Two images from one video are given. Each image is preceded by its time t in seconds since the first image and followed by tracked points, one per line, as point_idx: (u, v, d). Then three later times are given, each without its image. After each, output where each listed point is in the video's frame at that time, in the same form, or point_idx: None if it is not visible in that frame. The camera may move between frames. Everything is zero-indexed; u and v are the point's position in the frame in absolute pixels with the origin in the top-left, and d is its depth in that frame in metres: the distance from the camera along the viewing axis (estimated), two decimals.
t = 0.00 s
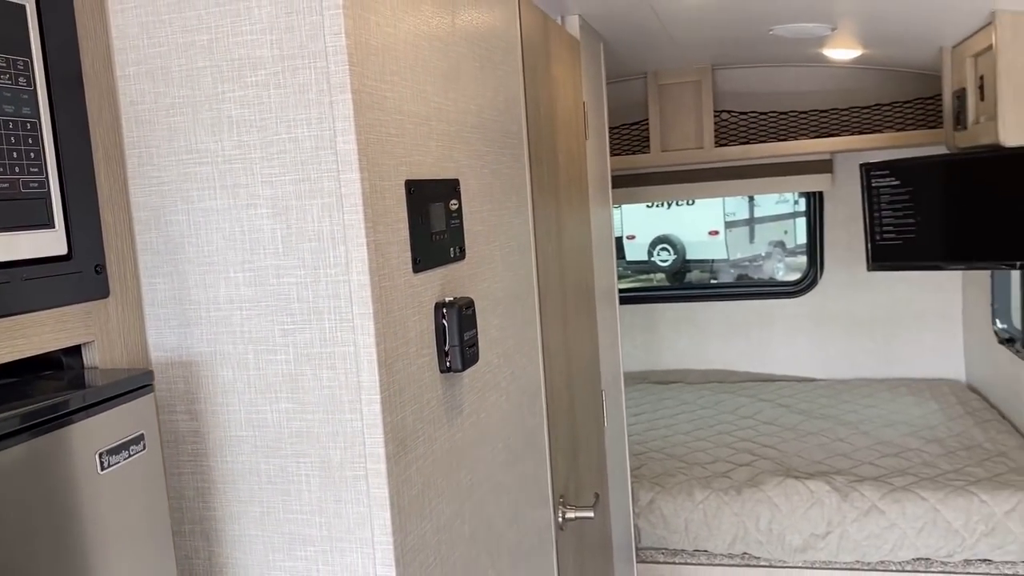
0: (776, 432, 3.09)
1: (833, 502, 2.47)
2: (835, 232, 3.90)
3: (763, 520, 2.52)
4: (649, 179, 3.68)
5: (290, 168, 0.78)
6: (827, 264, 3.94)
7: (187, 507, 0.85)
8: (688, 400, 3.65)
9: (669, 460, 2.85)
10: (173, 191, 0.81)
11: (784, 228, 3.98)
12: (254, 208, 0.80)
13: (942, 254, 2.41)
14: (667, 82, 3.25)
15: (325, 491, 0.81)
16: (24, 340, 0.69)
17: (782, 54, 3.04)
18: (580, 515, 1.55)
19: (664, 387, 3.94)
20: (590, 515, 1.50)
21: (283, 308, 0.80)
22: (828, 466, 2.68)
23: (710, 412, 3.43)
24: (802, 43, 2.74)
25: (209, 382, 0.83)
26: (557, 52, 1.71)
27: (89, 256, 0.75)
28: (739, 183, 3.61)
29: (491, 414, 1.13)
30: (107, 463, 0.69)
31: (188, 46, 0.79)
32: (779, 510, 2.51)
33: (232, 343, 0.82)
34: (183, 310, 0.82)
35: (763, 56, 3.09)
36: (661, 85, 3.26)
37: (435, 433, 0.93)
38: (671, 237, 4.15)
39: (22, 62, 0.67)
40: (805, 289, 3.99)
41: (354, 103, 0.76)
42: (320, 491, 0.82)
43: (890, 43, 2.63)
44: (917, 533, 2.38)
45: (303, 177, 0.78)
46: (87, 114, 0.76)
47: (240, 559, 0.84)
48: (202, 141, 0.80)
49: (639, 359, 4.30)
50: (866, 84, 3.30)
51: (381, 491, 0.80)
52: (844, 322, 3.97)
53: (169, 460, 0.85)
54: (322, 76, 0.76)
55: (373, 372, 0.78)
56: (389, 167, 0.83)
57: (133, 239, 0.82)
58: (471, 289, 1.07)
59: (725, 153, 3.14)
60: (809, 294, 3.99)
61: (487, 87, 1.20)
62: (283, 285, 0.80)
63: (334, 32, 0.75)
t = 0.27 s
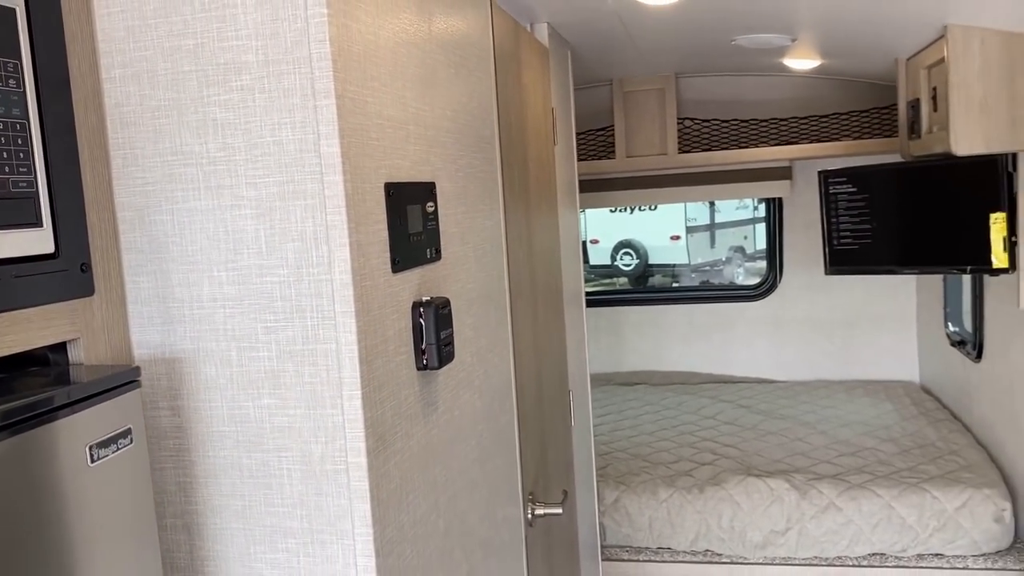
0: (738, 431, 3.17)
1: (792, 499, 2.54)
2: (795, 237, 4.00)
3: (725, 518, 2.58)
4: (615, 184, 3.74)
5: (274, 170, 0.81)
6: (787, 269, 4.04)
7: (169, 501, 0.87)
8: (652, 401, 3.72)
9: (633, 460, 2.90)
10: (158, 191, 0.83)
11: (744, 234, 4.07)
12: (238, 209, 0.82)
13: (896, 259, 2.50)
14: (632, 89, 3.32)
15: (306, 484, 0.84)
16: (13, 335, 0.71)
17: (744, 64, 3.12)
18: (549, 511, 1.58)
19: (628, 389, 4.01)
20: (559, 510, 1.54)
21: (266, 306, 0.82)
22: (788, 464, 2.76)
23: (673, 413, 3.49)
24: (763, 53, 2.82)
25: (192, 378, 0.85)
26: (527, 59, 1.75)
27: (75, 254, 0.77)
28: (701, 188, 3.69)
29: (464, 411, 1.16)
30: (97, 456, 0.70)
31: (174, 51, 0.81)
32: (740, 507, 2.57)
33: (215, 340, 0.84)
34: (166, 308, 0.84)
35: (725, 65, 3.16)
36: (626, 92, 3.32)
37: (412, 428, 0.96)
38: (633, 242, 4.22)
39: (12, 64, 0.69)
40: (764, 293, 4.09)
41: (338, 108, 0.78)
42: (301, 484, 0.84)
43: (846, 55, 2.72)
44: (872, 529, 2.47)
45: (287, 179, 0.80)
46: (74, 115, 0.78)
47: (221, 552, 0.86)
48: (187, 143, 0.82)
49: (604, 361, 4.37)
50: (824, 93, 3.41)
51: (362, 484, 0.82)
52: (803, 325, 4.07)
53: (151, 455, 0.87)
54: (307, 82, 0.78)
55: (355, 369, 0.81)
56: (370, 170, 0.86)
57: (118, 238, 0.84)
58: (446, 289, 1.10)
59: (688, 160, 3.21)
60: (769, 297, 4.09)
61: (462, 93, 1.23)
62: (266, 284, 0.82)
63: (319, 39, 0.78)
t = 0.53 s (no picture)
0: (707, 432, 3.24)
1: (759, 498, 2.61)
2: (762, 242, 4.09)
3: (695, 516, 2.64)
4: (587, 190, 3.80)
5: (270, 176, 0.84)
6: (755, 274, 4.13)
7: (164, 496, 0.90)
8: (623, 403, 3.78)
9: (605, 460, 2.96)
10: (156, 196, 0.86)
11: (712, 239, 4.16)
12: (235, 213, 0.85)
13: (859, 264, 2.59)
14: (604, 97, 3.40)
15: (299, 478, 0.87)
16: (22, 333, 0.74)
17: (713, 74, 3.20)
18: (526, 508, 1.62)
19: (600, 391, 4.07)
20: (536, 508, 1.58)
21: (261, 307, 0.86)
22: (755, 464, 2.83)
23: (644, 415, 3.56)
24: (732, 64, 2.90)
25: (188, 376, 0.88)
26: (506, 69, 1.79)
27: (77, 256, 0.80)
28: (672, 194, 3.76)
29: (447, 409, 1.20)
30: (102, 449, 0.74)
31: (173, 60, 0.84)
32: (710, 506, 2.63)
33: (211, 339, 0.87)
34: (164, 308, 0.87)
35: (696, 75, 3.24)
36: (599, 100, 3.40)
37: (399, 425, 0.99)
38: (604, 247, 4.30)
39: (19, 73, 0.71)
40: (732, 297, 4.18)
41: (333, 117, 0.82)
42: (294, 478, 0.87)
43: (812, 66, 2.80)
44: (836, 526, 2.54)
45: (283, 184, 0.84)
46: (76, 121, 0.80)
47: (215, 544, 0.89)
48: (186, 149, 0.85)
49: (576, 364, 4.42)
50: (792, 104, 3.50)
51: (353, 478, 0.86)
52: (770, 328, 4.16)
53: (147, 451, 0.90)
54: (303, 92, 0.82)
55: (348, 367, 0.84)
56: (361, 177, 0.90)
57: (116, 241, 0.87)
58: (430, 292, 1.14)
59: (659, 167, 3.28)
60: (737, 302, 4.18)
61: (445, 102, 1.27)
62: (262, 285, 0.85)
63: (315, 52, 0.81)
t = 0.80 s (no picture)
0: (678, 431, 3.31)
1: (729, 494, 2.68)
2: (732, 246, 4.19)
3: (667, 512, 2.71)
4: (562, 193, 3.86)
5: (271, 181, 0.88)
6: (724, 276, 4.22)
7: (165, 488, 0.93)
8: (597, 403, 3.84)
9: (580, 458, 3.01)
10: (160, 199, 0.89)
11: (680, 242, 4.24)
12: (237, 216, 0.89)
13: (826, 268, 2.67)
14: (578, 103, 3.45)
15: (298, 470, 0.91)
16: (37, 330, 0.77)
17: (686, 81, 3.27)
18: (507, 503, 1.67)
19: (573, 391, 4.13)
20: (517, 502, 1.64)
21: (262, 306, 0.90)
22: (725, 462, 2.91)
23: (617, 414, 3.62)
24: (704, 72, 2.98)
25: (190, 372, 0.91)
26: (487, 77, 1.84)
27: (85, 256, 0.83)
28: (645, 198, 3.84)
29: (434, 405, 1.24)
30: (114, 441, 0.78)
31: (178, 69, 0.88)
32: (681, 502, 2.70)
33: (213, 337, 0.91)
34: (167, 307, 0.90)
35: (669, 82, 3.32)
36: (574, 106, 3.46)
37: (390, 419, 1.04)
38: (574, 249, 4.35)
39: (34, 81, 0.75)
40: (702, 299, 4.26)
41: (333, 125, 0.86)
42: (292, 470, 0.91)
43: (782, 75, 2.89)
44: (803, 521, 2.62)
45: (283, 189, 0.88)
46: (84, 127, 0.84)
47: (215, 534, 0.93)
48: (189, 154, 0.89)
49: (549, 364, 4.48)
50: (761, 111, 3.59)
51: (350, 469, 0.90)
52: (740, 330, 4.25)
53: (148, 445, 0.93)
54: (305, 101, 0.86)
55: (345, 363, 0.89)
56: (358, 182, 0.94)
57: (120, 241, 0.90)
58: (419, 292, 1.18)
59: (632, 171, 3.35)
60: (707, 303, 4.26)
61: (432, 109, 1.32)
62: (263, 286, 0.89)
63: (316, 63, 0.85)
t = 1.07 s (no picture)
0: (645, 428, 3.38)
1: (694, 489, 2.75)
2: (698, 247, 4.27)
3: (633, 506, 2.77)
4: (532, 193, 3.91)
5: (263, 179, 0.91)
6: (690, 277, 4.31)
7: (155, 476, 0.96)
8: (565, 400, 3.90)
9: (549, 454, 3.07)
10: (153, 195, 0.92)
11: (646, 244, 4.31)
12: (228, 212, 0.92)
13: (789, 269, 2.76)
14: (550, 105, 3.50)
15: (286, 458, 0.94)
16: (38, 320, 0.79)
17: (655, 86, 3.34)
18: (481, 495, 1.72)
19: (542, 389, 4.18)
20: (491, 494, 1.68)
21: (252, 300, 0.93)
22: (690, 457, 2.98)
23: (585, 411, 3.68)
24: (673, 77, 3.05)
25: (180, 364, 0.94)
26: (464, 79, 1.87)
27: (81, 249, 0.85)
28: (614, 200, 3.90)
29: (413, 398, 1.28)
30: (113, 427, 0.82)
31: (173, 69, 0.90)
32: (648, 497, 2.77)
33: (203, 329, 0.93)
34: (159, 299, 0.93)
35: (638, 86, 3.38)
36: (546, 108, 3.50)
37: (374, 410, 1.07)
38: (541, 250, 4.40)
39: (34, 78, 0.77)
40: (668, 299, 4.34)
41: (324, 126, 0.89)
42: (281, 458, 0.94)
43: (748, 81, 2.97)
44: (765, 515, 2.70)
45: (275, 186, 0.91)
46: (81, 123, 0.86)
47: (204, 520, 0.96)
48: (182, 151, 0.91)
49: (518, 363, 4.53)
50: (727, 116, 3.67)
51: (337, 457, 0.93)
52: (705, 330, 4.34)
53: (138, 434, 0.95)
54: (297, 102, 0.89)
55: (334, 355, 0.92)
56: (346, 180, 0.97)
57: (113, 236, 0.92)
58: (400, 288, 1.22)
59: (602, 173, 3.41)
60: (673, 304, 4.34)
61: (414, 110, 1.36)
62: (253, 280, 0.92)
63: (308, 66, 0.88)
